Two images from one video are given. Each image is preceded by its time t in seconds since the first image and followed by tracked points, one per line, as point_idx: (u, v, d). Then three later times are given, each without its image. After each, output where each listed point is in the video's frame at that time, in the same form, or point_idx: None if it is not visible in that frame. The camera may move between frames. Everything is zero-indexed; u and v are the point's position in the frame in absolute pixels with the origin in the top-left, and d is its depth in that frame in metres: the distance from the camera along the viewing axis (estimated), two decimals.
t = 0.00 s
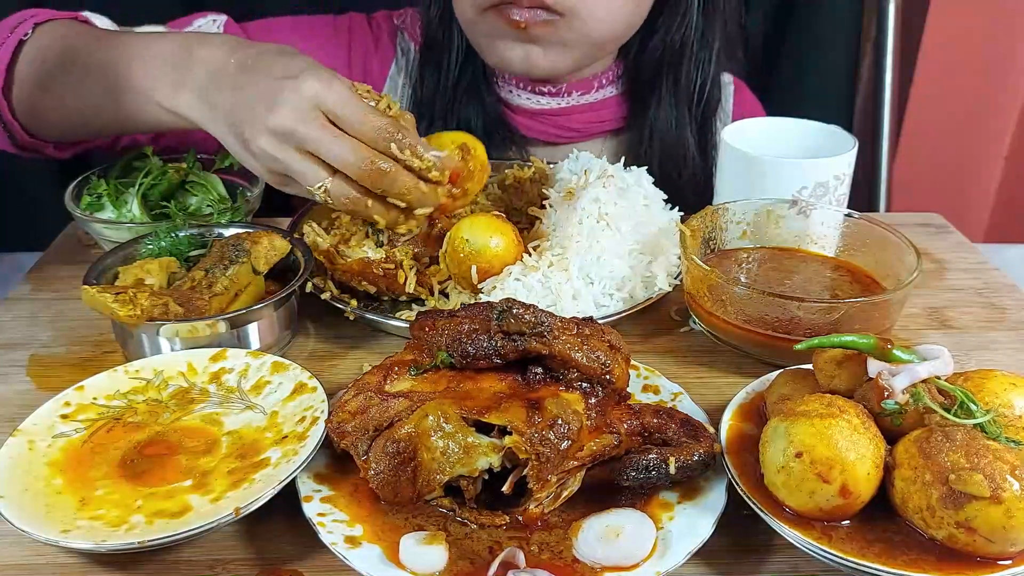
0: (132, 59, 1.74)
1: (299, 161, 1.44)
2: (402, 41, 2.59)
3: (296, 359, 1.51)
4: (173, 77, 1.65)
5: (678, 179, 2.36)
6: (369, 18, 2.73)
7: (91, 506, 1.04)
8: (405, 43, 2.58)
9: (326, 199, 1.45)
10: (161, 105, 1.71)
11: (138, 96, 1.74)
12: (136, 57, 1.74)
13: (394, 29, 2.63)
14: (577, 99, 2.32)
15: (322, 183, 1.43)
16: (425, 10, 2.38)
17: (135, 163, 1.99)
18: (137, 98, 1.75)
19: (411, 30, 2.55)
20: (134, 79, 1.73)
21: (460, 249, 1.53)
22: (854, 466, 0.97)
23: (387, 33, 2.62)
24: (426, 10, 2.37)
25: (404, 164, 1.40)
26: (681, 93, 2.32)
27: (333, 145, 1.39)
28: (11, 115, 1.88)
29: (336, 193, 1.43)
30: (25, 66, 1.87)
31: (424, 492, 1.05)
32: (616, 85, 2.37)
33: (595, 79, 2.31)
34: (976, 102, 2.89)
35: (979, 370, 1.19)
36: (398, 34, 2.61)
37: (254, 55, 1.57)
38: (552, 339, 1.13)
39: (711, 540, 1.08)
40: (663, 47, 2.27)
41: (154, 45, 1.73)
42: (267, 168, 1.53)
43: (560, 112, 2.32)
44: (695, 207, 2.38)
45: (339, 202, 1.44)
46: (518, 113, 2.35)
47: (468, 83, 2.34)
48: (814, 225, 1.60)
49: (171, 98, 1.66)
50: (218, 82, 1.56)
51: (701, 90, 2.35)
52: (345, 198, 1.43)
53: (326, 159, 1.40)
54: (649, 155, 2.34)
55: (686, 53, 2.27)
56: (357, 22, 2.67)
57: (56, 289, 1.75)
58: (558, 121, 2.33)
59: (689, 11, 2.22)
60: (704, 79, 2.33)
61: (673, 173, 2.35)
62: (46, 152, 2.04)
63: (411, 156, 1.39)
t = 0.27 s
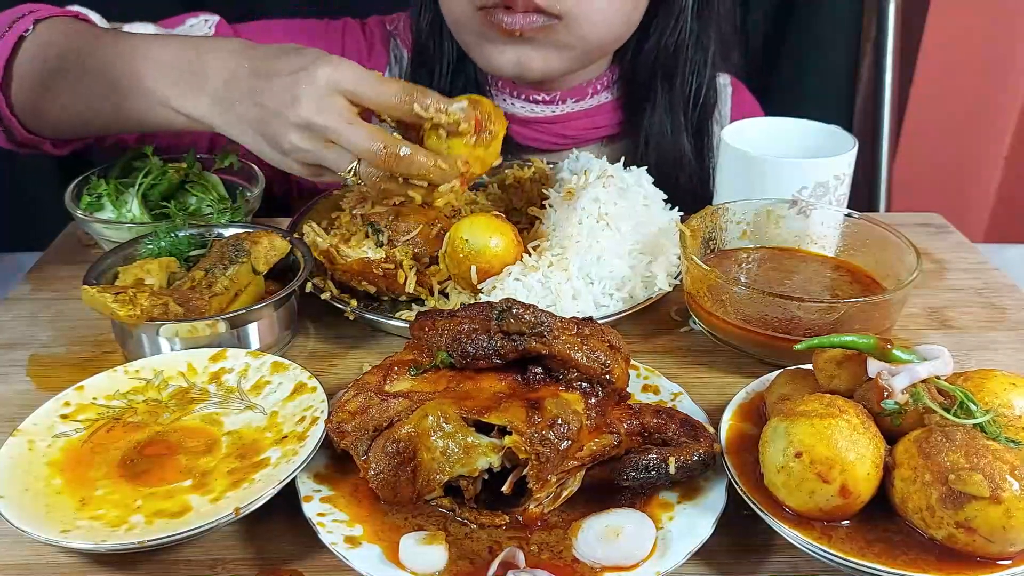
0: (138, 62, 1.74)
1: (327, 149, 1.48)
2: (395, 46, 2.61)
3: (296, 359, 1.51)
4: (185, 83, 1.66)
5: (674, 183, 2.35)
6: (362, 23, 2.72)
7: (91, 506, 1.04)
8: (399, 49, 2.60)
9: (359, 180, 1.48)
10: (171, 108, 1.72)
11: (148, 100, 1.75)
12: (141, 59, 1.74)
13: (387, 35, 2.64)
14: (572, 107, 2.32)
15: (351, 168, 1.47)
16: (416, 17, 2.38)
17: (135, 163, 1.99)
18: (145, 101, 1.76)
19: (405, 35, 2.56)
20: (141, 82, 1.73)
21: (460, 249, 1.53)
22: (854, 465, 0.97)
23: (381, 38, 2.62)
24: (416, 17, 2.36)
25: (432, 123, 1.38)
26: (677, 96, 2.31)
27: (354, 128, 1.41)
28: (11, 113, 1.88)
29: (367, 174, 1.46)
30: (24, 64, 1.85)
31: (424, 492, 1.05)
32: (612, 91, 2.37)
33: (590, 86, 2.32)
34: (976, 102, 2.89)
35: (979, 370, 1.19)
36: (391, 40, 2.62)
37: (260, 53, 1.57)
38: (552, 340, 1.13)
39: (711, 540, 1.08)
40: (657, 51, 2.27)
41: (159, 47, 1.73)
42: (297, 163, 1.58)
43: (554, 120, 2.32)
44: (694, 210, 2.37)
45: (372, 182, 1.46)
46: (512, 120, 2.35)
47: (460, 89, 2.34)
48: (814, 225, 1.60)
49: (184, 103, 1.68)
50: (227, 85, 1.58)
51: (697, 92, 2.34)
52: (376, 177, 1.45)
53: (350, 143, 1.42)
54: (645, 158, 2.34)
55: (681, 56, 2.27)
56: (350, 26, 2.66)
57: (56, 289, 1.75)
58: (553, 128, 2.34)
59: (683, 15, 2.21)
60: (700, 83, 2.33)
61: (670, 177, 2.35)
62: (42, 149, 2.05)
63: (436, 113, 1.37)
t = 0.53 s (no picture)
0: (144, 57, 1.74)
1: (344, 114, 1.46)
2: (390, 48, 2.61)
3: (296, 359, 1.51)
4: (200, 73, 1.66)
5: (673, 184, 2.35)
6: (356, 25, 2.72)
7: (91, 506, 1.04)
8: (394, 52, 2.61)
9: (380, 141, 1.47)
10: (185, 101, 1.72)
11: (158, 95, 1.75)
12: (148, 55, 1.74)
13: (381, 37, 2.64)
14: (569, 111, 2.32)
15: (370, 129, 1.46)
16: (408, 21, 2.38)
17: (135, 163, 1.99)
18: (153, 96, 1.76)
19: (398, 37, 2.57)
20: (152, 78, 1.74)
21: (460, 249, 1.53)
22: (854, 466, 0.97)
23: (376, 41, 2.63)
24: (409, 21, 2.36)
25: (445, 63, 1.37)
26: (673, 97, 2.31)
27: (368, 85, 1.40)
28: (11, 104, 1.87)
29: (386, 132, 1.45)
30: (25, 55, 1.85)
31: (424, 492, 1.06)
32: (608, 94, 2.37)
33: (586, 90, 2.32)
34: (977, 101, 2.89)
35: (978, 370, 1.19)
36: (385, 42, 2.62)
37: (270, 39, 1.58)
38: (552, 339, 1.13)
39: (711, 540, 1.08)
40: (652, 51, 2.26)
41: (168, 41, 1.74)
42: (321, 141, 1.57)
43: (551, 125, 2.32)
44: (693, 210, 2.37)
45: (394, 141, 1.45)
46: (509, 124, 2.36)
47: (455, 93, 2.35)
48: (814, 225, 1.61)
49: (197, 93, 1.68)
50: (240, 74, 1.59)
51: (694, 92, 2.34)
52: (397, 133, 1.44)
53: (366, 101, 1.42)
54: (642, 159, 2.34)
55: (677, 56, 2.26)
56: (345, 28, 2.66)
57: (56, 289, 1.75)
58: (550, 133, 2.34)
59: (678, 14, 2.21)
60: (696, 82, 2.33)
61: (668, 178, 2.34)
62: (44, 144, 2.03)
63: (447, 53, 1.37)
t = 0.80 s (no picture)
0: (146, 58, 1.74)
1: (346, 114, 1.47)
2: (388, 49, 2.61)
3: (296, 359, 1.51)
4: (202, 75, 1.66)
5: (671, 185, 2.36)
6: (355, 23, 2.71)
7: (91, 506, 1.04)
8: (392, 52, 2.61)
9: (384, 139, 1.47)
10: (187, 104, 1.72)
11: (159, 96, 1.75)
12: (149, 55, 1.74)
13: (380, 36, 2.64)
14: (567, 113, 2.32)
15: (373, 127, 1.46)
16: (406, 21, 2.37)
17: (135, 163, 1.99)
18: (155, 97, 1.76)
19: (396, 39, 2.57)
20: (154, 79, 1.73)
21: (460, 249, 1.53)
22: (854, 465, 0.97)
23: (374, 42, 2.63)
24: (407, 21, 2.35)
25: (445, 64, 1.39)
26: (672, 99, 2.30)
27: (370, 83, 1.40)
28: (10, 107, 1.87)
29: (390, 129, 1.45)
30: (25, 57, 1.85)
31: (424, 493, 1.06)
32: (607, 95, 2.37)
33: (585, 93, 2.31)
34: (977, 101, 2.89)
35: (978, 370, 1.19)
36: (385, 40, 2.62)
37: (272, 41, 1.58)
38: (552, 339, 1.13)
39: (711, 540, 1.08)
40: (650, 54, 2.24)
41: (170, 43, 1.73)
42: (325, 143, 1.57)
43: (549, 127, 2.33)
44: (693, 210, 2.38)
45: (397, 139, 1.44)
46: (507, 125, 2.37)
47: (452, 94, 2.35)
48: (815, 225, 1.60)
49: (199, 96, 1.68)
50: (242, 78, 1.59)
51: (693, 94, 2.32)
52: (400, 129, 1.43)
53: (369, 98, 1.42)
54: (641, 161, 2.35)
55: (675, 59, 2.24)
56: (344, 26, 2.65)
57: (56, 289, 1.75)
58: (548, 135, 2.35)
59: (675, 18, 2.18)
60: (695, 84, 2.31)
61: (666, 179, 2.35)
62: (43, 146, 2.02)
63: (447, 54, 1.38)
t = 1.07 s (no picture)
0: (150, 59, 1.75)
1: (355, 113, 1.47)
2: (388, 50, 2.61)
3: (296, 359, 1.51)
4: (207, 76, 1.67)
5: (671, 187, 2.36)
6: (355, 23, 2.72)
7: (91, 506, 1.04)
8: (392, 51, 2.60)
9: (393, 138, 1.46)
10: (192, 105, 1.73)
11: (163, 96, 1.76)
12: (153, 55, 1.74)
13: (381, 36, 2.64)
14: (568, 113, 2.32)
15: (382, 125, 1.46)
16: (407, 21, 2.37)
17: (136, 163, 1.99)
18: (159, 98, 1.76)
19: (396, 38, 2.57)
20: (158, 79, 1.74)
21: (460, 250, 1.53)
22: (854, 465, 0.97)
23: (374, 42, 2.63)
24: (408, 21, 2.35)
25: (452, 62, 1.39)
26: (671, 102, 2.31)
27: (375, 80, 1.41)
28: (10, 105, 1.86)
29: (399, 127, 1.45)
30: (26, 56, 1.85)
31: (424, 493, 1.06)
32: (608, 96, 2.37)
33: (585, 93, 2.31)
34: (977, 101, 2.89)
35: (978, 370, 1.19)
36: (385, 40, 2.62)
37: (276, 42, 1.59)
38: (552, 339, 1.13)
39: (711, 540, 1.08)
40: (650, 57, 2.24)
41: (174, 44, 1.74)
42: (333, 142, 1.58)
43: (550, 128, 2.34)
44: (692, 210, 2.37)
45: (406, 137, 1.44)
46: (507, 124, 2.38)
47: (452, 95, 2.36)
48: (815, 225, 1.60)
49: (204, 95, 1.69)
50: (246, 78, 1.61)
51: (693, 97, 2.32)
52: (409, 126, 1.43)
53: (376, 96, 1.42)
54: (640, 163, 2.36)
55: (675, 62, 2.24)
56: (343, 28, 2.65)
57: (56, 289, 1.75)
58: (548, 136, 2.36)
59: (675, 21, 2.19)
60: (695, 88, 2.32)
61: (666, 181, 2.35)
62: (43, 145, 2.01)
63: (453, 52, 1.39)
